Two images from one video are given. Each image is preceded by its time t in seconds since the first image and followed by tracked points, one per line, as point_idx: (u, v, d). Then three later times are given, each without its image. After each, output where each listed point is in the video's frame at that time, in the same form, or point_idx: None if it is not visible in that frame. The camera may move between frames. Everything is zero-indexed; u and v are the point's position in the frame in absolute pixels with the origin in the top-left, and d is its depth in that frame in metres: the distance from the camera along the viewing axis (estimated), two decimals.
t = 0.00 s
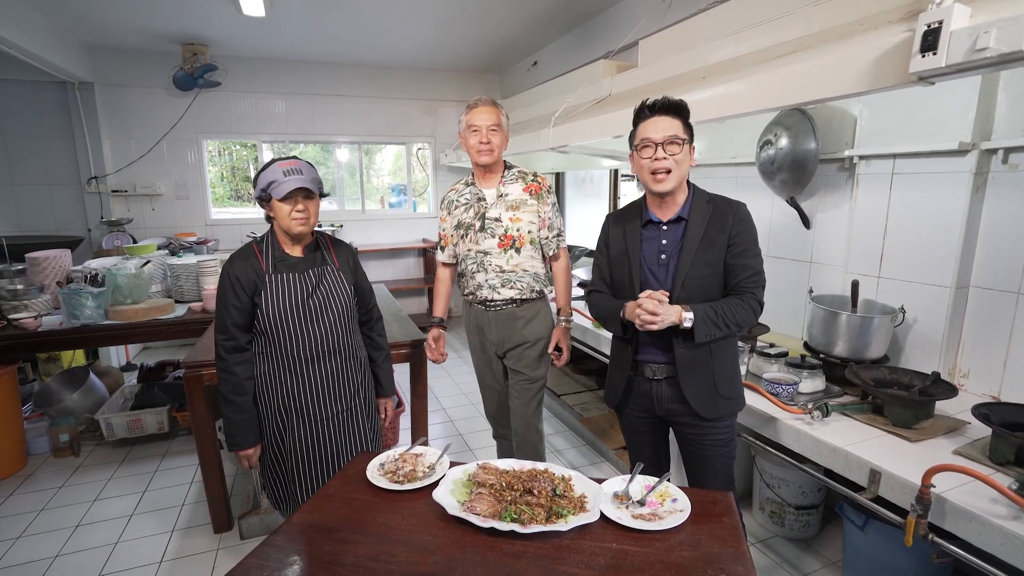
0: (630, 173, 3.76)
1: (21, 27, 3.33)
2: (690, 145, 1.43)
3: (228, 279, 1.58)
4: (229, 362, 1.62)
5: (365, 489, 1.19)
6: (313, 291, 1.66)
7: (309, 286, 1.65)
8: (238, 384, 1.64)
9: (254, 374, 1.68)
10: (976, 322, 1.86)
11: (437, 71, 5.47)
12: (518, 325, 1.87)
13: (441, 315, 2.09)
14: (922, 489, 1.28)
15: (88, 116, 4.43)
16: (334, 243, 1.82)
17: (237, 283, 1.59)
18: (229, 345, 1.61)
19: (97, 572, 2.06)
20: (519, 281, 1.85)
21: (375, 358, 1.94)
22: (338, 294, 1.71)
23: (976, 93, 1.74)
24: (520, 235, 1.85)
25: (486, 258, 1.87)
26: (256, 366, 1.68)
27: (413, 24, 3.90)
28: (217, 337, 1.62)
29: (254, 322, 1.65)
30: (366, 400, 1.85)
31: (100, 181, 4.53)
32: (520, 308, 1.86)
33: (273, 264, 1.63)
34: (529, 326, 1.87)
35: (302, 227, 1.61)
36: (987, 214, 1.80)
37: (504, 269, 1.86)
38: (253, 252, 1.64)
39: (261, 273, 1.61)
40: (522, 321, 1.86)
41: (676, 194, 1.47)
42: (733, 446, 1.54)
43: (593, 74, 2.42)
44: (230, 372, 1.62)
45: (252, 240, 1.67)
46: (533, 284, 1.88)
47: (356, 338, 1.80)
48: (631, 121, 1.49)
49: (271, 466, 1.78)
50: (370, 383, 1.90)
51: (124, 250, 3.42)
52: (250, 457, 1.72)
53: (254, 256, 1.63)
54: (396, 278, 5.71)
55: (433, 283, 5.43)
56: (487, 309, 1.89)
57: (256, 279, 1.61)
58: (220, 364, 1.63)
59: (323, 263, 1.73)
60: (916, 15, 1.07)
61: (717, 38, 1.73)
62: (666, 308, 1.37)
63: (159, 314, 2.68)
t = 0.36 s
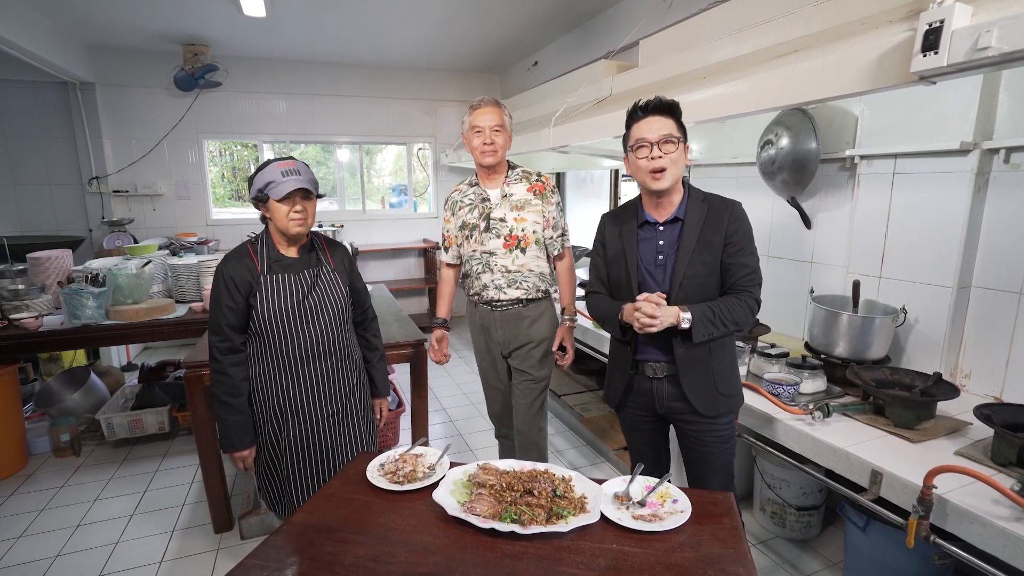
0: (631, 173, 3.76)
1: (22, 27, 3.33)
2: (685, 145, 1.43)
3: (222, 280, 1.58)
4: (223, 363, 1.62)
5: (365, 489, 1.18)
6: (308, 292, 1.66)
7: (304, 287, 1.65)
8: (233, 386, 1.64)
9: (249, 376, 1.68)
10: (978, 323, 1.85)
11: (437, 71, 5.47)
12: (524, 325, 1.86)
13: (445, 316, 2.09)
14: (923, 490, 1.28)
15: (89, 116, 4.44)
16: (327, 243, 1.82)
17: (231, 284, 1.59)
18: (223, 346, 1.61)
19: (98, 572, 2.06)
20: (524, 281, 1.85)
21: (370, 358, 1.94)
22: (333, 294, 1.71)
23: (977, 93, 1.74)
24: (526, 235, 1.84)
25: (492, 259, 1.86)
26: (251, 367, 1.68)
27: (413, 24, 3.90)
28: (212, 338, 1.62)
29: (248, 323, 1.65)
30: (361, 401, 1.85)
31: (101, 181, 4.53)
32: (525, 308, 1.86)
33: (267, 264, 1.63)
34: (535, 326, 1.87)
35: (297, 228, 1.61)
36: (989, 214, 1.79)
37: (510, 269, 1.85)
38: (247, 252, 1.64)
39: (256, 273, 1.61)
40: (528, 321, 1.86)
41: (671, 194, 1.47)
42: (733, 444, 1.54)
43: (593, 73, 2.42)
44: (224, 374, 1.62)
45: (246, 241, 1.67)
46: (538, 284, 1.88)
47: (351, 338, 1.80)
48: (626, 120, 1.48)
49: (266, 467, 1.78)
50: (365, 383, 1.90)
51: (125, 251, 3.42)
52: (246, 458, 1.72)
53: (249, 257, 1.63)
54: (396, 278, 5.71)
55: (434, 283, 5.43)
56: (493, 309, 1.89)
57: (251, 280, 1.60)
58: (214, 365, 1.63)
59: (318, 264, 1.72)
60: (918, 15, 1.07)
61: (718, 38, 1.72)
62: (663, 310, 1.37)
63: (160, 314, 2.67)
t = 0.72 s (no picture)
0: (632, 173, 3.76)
1: (23, 27, 3.33)
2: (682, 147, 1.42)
3: (216, 282, 1.58)
4: (217, 367, 1.61)
5: (367, 490, 1.18)
6: (303, 293, 1.66)
7: (299, 288, 1.65)
8: (228, 389, 1.63)
9: (244, 378, 1.68)
10: (982, 323, 1.85)
11: (438, 72, 5.46)
12: (531, 325, 1.86)
13: (453, 319, 2.08)
14: (927, 492, 1.27)
15: (91, 116, 4.45)
16: (322, 246, 1.81)
17: (225, 286, 1.58)
18: (216, 349, 1.60)
19: (100, 572, 2.06)
20: (532, 280, 1.85)
21: (365, 358, 1.93)
22: (328, 294, 1.71)
23: (980, 93, 1.74)
24: (533, 234, 1.85)
25: (500, 258, 1.86)
26: (245, 369, 1.67)
27: (414, 24, 3.89)
28: (206, 341, 1.61)
29: (243, 325, 1.64)
30: (357, 401, 1.85)
31: (102, 181, 4.54)
32: (532, 308, 1.86)
33: (262, 266, 1.63)
34: (542, 326, 1.87)
35: (293, 230, 1.62)
36: (992, 214, 1.79)
37: (518, 269, 1.85)
38: (240, 254, 1.63)
39: (250, 275, 1.61)
40: (535, 321, 1.86)
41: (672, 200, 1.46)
42: (736, 442, 1.54)
43: (595, 74, 2.42)
44: (218, 377, 1.62)
45: (240, 242, 1.66)
46: (546, 283, 1.88)
47: (346, 338, 1.80)
48: (621, 126, 1.48)
49: (264, 469, 1.78)
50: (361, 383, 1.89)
51: (127, 251, 3.42)
52: (241, 461, 1.71)
53: (243, 259, 1.62)
54: (398, 278, 5.71)
55: (435, 283, 5.44)
56: (500, 309, 1.88)
57: (245, 282, 1.60)
58: (208, 369, 1.62)
59: (313, 264, 1.73)
60: (921, 14, 1.07)
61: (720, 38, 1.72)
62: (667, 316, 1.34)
63: (162, 315, 2.67)
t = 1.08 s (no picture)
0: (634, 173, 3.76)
1: (25, 28, 3.33)
2: (686, 144, 1.42)
3: (217, 284, 1.58)
4: (221, 368, 1.61)
5: (368, 492, 1.18)
6: (305, 293, 1.66)
7: (300, 288, 1.65)
8: (232, 391, 1.63)
9: (248, 379, 1.68)
10: (986, 324, 1.83)
11: (440, 72, 5.46)
12: (535, 325, 1.86)
13: (453, 318, 2.08)
14: (931, 494, 1.26)
15: (94, 117, 4.46)
16: (323, 244, 1.82)
17: (226, 287, 1.58)
18: (219, 351, 1.60)
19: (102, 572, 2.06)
20: (536, 281, 1.85)
21: (367, 358, 1.93)
22: (329, 295, 1.71)
23: (984, 92, 1.72)
24: (537, 234, 1.84)
25: (504, 258, 1.86)
26: (249, 371, 1.67)
27: (416, 24, 3.89)
28: (208, 343, 1.61)
29: (245, 326, 1.65)
30: (360, 401, 1.85)
31: (105, 182, 4.56)
32: (536, 307, 1.86)
33: (263, 267, 1.63)
34: (546, 326, 1.86)
35: (292, 230, 1.62)
36: (997, 215, 1.78)
37: (521, 268, 1.85)
38: (242, 255, 1.63)
39: (252, 276, 1.61)
40: (539, 321, 1.86)
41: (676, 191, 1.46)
42: (739, 444, 1.53)
43: (596, 74, 2.41)
44: (222, 380, 1.62)
45: (242, 244, 1.66)
46: (549, 283, 1.88)
47: (348, 339, 1.80)
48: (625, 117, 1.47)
49: (269, 470, 1.78)
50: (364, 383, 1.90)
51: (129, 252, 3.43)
52: (247, 462, 1.72)
53: (245, 260, 1.62)
54: (400, 278, 5.72)
55: (437, 284, 5.44)
56: (504, 309, 1.88)
57: (247, 283, 1.60)
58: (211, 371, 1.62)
59: (314, 265, 1.73)
60: (925, 13, 1.06)
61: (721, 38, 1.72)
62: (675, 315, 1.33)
63: (164, 315, 2.68)
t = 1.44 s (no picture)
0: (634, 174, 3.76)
1: (24, 27, 3.32)
2: (685, 150, 1.41)
3: (225, 282, 1.57)
4: (227, 365, 1.61)
5: (367, 494, 1.17)
6: (312, 292, 1.65)
7: (307, 287, 1.64)
8: (238, 387, 1.63)
9: (253, 377, 1.67)
10: (987, 325, 1.83)
11: (440, 72, 5.46)
12: (535, 325, 1.85)
13: (456, 316, 2.08)
14: (932, 496, 1.26)
15: (93, 117, 4.45)
16: (332, 245, 1.81)
17: (234, 285, 1.57)
18: (226, 347, 1.60)
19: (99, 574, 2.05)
20: (535, 281, 1.84)
21: (371, 358, 1.93)
22: (336, 294, 1.70)
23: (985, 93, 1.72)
24: (537, 235, 1.83)
25: (503, 259, 1.85)
26: (254, 368, 1.67)
27: (416, 24, 3.89)
28: (215, 340, 1.60)
29: (252, 324, 1.64)
30: (364, 402, 1.84)
31: (104, 182, 4.55)
32: (536, 307, 1.85)
33: (271, 266, 1.62)
34: (546, 326, 1.85)
35: (301, 228, 1.61)
36: (997, 216, 1.78)
37: (520, 269, 1.84)
38: (250, 254, 1.63)
39: (259, 274, 1.60)
40: (539, 321, 1.85)
41: (677, 199, 1.45)
42: (741, 445, 1.53)
43: (597, 74, 2.41)
44: (228, 376, 1.61)
45: (250, 242, 1.66)
46: (549, 283, 1.87)
47: (353, 340, 1.79)
48: (622, 125, 1.45)
49: (270, 468, 1.78)
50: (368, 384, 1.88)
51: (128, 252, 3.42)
52: (250, 460, 1.71)
53: (252, 259, 1.61)
54: (399, 278, 5.71)
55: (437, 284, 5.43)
56: (504, 308, 1.88)
57: (254, 281, 1.59)
58: (218, 366, 1.62)
59: (321, 265, 1.71)
60: (927, 14, 1.05)
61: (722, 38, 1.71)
62: (680, 315, 1.33)
63: (162, 316, 2.67)
